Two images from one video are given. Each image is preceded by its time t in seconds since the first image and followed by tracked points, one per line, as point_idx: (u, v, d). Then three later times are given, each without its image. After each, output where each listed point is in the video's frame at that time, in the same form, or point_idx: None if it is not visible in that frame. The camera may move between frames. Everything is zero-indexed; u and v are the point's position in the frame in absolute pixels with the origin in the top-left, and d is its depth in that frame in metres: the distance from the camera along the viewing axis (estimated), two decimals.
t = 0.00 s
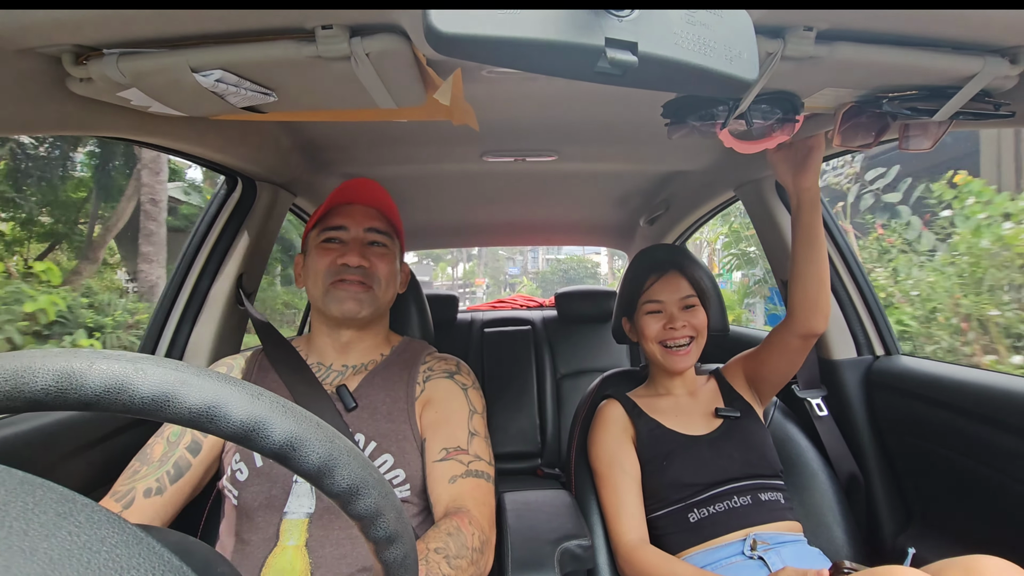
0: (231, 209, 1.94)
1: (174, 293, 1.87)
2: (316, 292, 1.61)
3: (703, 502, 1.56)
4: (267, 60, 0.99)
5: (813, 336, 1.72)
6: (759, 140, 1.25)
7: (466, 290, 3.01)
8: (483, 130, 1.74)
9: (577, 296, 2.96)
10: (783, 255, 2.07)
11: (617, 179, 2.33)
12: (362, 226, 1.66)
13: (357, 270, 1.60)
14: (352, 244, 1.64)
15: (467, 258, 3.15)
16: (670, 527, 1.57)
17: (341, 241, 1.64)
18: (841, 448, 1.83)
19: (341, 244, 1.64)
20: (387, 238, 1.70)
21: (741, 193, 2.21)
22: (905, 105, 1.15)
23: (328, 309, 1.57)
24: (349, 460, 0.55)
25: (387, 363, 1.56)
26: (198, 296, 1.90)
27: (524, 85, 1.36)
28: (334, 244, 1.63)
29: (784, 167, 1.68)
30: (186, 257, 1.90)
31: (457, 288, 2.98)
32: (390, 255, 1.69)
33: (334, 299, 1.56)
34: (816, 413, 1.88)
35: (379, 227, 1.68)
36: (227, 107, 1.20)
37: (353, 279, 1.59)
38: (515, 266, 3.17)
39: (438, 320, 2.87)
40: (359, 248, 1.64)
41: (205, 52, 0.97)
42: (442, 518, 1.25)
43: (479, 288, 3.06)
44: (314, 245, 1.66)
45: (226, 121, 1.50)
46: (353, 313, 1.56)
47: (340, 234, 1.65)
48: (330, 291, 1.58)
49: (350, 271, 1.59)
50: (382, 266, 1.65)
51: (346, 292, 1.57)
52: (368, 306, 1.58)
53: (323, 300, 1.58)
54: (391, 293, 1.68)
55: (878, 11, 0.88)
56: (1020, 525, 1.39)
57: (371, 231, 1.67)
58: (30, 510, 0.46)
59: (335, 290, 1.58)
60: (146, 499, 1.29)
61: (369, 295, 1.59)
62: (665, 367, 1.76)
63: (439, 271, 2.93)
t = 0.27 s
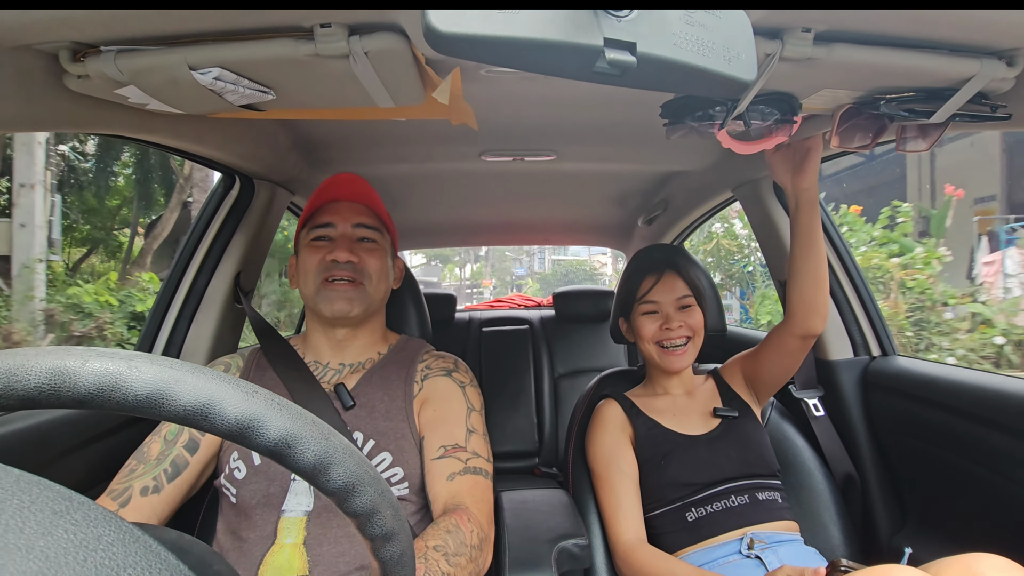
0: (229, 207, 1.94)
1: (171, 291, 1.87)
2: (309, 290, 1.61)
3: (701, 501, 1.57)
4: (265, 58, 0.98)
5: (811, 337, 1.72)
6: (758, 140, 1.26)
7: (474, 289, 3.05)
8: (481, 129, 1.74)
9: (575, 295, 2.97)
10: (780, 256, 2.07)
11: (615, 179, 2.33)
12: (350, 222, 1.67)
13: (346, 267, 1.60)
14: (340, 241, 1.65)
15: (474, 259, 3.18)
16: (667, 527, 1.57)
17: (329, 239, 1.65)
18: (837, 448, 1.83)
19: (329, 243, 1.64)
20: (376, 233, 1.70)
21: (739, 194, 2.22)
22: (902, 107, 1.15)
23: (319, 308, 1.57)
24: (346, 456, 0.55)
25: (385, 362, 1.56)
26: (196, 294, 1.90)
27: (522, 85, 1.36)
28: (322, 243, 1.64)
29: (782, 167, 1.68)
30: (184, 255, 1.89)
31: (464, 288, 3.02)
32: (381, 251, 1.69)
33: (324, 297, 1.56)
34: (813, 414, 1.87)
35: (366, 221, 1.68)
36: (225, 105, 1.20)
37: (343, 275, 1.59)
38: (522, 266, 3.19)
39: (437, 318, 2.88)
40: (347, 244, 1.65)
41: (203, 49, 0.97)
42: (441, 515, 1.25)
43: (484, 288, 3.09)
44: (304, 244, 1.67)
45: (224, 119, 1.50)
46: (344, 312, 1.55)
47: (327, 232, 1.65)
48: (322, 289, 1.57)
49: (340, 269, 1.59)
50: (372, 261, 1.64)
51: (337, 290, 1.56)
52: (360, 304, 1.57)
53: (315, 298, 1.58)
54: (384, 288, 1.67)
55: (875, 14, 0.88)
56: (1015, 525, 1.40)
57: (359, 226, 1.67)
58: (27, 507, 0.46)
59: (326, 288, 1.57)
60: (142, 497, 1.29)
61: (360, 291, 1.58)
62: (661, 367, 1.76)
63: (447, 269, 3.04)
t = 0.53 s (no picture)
0: (229, 206, 1.94)
1: (170, 290, 1.86)
2: (312, 289, 1.60)
3: (700, 502, 1.57)
4: (265, 58, 0.99)
5: (810, 338, 1.72)
6: (758, 142, 1.26)
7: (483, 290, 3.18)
8: (481, 129, 1.74)
9: (575, 296, 2.97)
10: (779, 257, 2.07)
11: (615, 180, 2.33)
12: (352, 223, 1.67)
13: (349, 267, 1.59)
14: (342, 241, 1.64)
15: (483, 259, 3.22)
16: (665, 528, 1.57)
17: (331, 239, 1.65)
18: (836, 449, 1.83)
19: (331, 243, 1.64)
20: (377, 233, 1.70)
21: (739, 195, 2.22)
22: (901, 109, 1.15)
23: (323, 309, 1.56)
24: (342, 455, 0.55)
25: (385, 362, 1.56)
26: (195, 293, 1.90)
27: (522, 85, 1.36)
28: (324, 242, 1.64)
29: (782, 169, 1.68)
30: (184, 253, 1.89)
31: (472, 288, 3.15)
32: (382, 251, 1.69)
33: (326, 299, 1.55)
34: (810, 415, 1.88)
35: (369, 222, 1.69)
36: (225, 104, 1.20)
37: (348, 276, 1.59)
38: (528, 269, 3.17)
39: (436, 318, 2.87)
40: (350, 244, 1.64)
41: (204, 48, 0.97)
42: (440, 516, 1.25)
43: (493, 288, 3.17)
44: (307, 244, 1.66)
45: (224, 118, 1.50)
46: (348, 312, 1.55)
47: (330, 232, 1.65)
48: (325, 290, 1.57)
49: (343, 269, 1.59)
50: (374, 261, 1.64)
51: (340, 291, 1.56)
52: (363, 304, 1.57)
53: (318, 299, 1.57)
54: (386, 289, 1.68)
55: (875, 16, 0.88)
56: (1013, 528, 1.40)
57: (361, 227, 1.67)
58: (24, 506, 0.46)
59: (330, 289, 1.57)
60: (141, 496, 1.29)
61: (363, 292, 1.58)
62: (662, 368, 1.76)
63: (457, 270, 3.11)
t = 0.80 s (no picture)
0: (228, 207, 1.93)
1: (170, 291, 1.86)
2: (321, 290, 1.59)
3: (697, 502, 1.57)
4: (264, 58, 0.98)
5: (809, 336, 1.72)
6: (757, 139, 1.26)
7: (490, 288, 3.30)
8: (479, 129, 1.73)
9: (574, 295, 2.96)
10: (779, 255, 2.07)
11: (614, 178, 2.33)
12: (373, 227, 1.66)
13: (366, 274, 1.60)
14: (362, 246, 1.64)
15: (491, 259, 3.29)
16: (665, 527, 1.57)
17: (350, 241, 1.64)
18: (836, 447, 1.83)
19: (350, 245, 1.64)
20: (395, 240, 1.71)
21: (738, 193, 2.22)
22: (900, 106, 1.15)
23: (335, 312, 1.56)
24: (341, 454, 0.55)
25: (386, 364, 1.56)
26: (195, 294, 1.89)
27: (521, 84, 1.36)
28: (342, 244, 1.63)
29: (781, 166, 1.68)
30: (183, 253, 1.89)
31: (481, 287, 3.28)
32: (398, 259, 1.70)
33: (340, 301, 1.55)
34: (810, 413, 1.88)
35: (388, 228, 1.68)
36: (223, 104, 1.20)
37: (361, 281, 1.59)
38: (536, 267, 3.31)
39: (436, 318, 2.87)
40: (369, 250, 1.64)
41: (202, 49, 0.97)
42: (441, 521, 1.25)
43: (499, 287, 3.38)
44: (321, 243, 1.65)
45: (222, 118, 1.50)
46: (360, 318, 1.55)
47: (349, 234, 1.64)
48: (336, 292, 1.57)
49: (359, 274, 1.59)
50: (391, 267, 1.65)
51: (356, 295, 1.56)
52: (376, 311, 1.58)
53: (328, 301, 1.57)
54: (399, 294, 1.68)
55: (874, 13, 0.88)
56: (1014, 524, 1.40)
57: (381, 233, 1.67)
58: (25, 507, 0.46)
59: (341, 292, 1.57)
60: (146, 494, 1.29)
61: (378, 299, 1.59)
62: (665, 364, 1.76)
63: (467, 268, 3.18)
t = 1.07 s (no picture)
0: (228, 208, 1.94)
1: (170, 290, 1.86)
2: (317, 297, 1.61)
3: (694, 502, 1.57)
4: (266, 59, 0.99)
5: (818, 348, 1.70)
6: (758, 142, 1.26)
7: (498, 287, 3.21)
8: (480, 130, 1.74)
9: (575, 297, 2.96)
10: (779, 259, 2.07)
11: (615, 181, 2.33)
12: (366, 232, 1.65)
13: (360, 281, 1.59)
14: (355, 252, 1.63)
15: (499, 259, 3.24)
16: (663, 530, 1.57)
17: (343, 247, 1.63)
18: (835, 450, 1.83)
19: (343, 251, 1.63)
20: (391, 244, 1.69)
21: (738, 196, 2.22)
22: (901, 110, 1.15)
23: (330, 319, 1.57)
24: (336, 452, 0.54)
25: (387, 367, 1.56)
26: (195, 294, 1.90)
27: (522, 86, 1.36)
28: (335, 250, 1.63)
29: (777, 176, 1.68)
30: (183, 254, 1.88)
31: (490, 286, 3.20)
32: (395, 261, 1.68)
33: (335, 310, 1.56)
34: (810, 416, 1.88)
35: (382, 231, 1.66)
36: (224, 105, 1.20)
37: (355, 289, 1.59)
38: (543, 266, 3.24)
39: (436, 319, 2.87)
40: (362, 257, 1.63)
41: (205, 49, 0.97)
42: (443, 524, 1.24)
43: (509, 285, 3.27)
44: (314, 249, 1.64)
45: (224, 119, 1.50)
46: (356, 327, 1.55)
47: (342, 240, 1.63)
48: (331, 300, 1.58)
49: (353, 282, 1.59)
50: (385, 271, 1.64)
51: (349, 304, 1.56)
52: (371, 318, 1.58)
53: (324, 309, 1.58)
54: (396, 297, 1.68)
55: (875, 17, 0.88)
56: (1014, 528, 1.39)
57: (375, 237, 1.65)
58: (21, 507, 0.46)
59: (337, 300, 1.58)
60: (146, 497, 1.29)
61: (372, 305, 1.59)
62: (656, 369, 1.76)
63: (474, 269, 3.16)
